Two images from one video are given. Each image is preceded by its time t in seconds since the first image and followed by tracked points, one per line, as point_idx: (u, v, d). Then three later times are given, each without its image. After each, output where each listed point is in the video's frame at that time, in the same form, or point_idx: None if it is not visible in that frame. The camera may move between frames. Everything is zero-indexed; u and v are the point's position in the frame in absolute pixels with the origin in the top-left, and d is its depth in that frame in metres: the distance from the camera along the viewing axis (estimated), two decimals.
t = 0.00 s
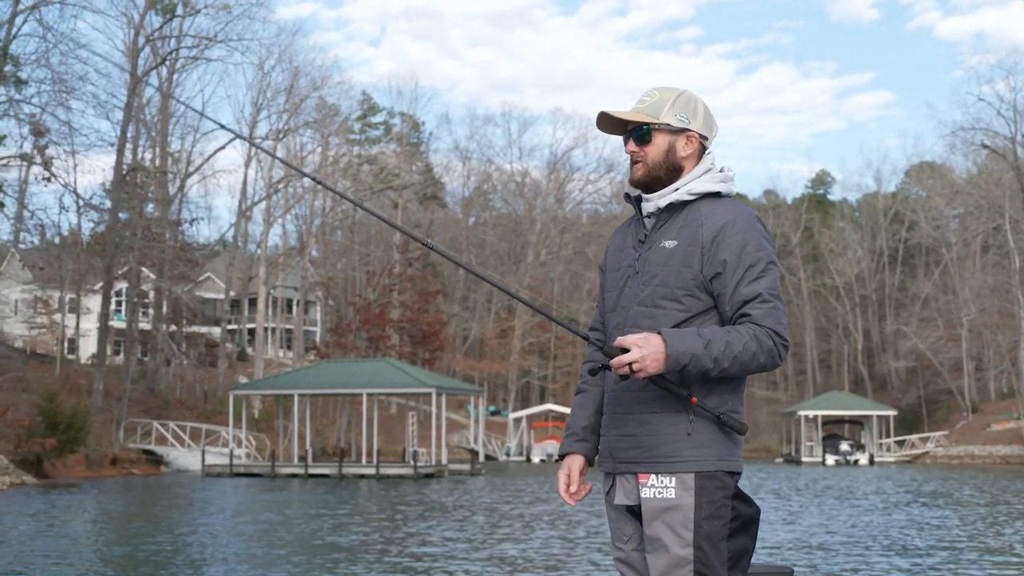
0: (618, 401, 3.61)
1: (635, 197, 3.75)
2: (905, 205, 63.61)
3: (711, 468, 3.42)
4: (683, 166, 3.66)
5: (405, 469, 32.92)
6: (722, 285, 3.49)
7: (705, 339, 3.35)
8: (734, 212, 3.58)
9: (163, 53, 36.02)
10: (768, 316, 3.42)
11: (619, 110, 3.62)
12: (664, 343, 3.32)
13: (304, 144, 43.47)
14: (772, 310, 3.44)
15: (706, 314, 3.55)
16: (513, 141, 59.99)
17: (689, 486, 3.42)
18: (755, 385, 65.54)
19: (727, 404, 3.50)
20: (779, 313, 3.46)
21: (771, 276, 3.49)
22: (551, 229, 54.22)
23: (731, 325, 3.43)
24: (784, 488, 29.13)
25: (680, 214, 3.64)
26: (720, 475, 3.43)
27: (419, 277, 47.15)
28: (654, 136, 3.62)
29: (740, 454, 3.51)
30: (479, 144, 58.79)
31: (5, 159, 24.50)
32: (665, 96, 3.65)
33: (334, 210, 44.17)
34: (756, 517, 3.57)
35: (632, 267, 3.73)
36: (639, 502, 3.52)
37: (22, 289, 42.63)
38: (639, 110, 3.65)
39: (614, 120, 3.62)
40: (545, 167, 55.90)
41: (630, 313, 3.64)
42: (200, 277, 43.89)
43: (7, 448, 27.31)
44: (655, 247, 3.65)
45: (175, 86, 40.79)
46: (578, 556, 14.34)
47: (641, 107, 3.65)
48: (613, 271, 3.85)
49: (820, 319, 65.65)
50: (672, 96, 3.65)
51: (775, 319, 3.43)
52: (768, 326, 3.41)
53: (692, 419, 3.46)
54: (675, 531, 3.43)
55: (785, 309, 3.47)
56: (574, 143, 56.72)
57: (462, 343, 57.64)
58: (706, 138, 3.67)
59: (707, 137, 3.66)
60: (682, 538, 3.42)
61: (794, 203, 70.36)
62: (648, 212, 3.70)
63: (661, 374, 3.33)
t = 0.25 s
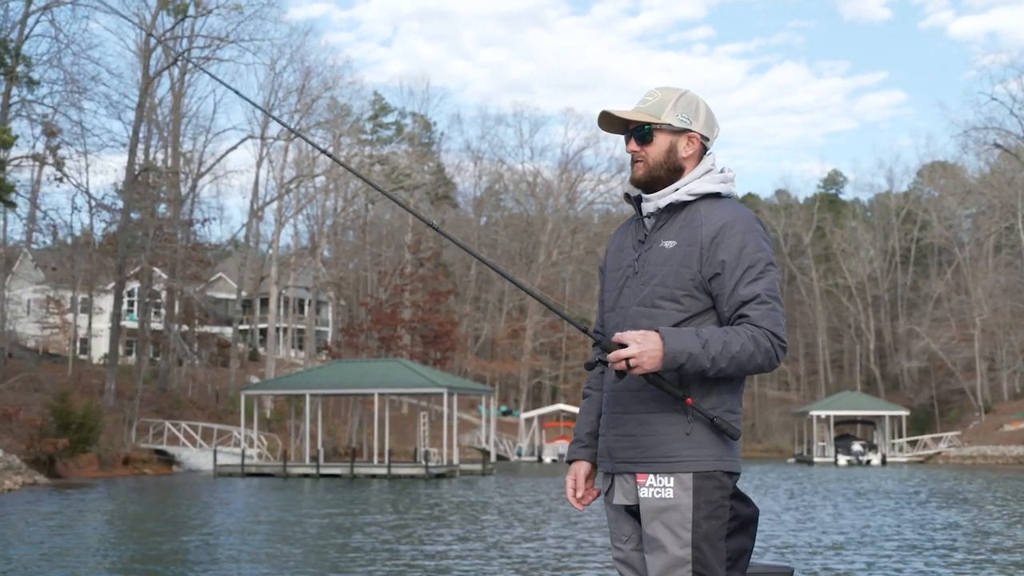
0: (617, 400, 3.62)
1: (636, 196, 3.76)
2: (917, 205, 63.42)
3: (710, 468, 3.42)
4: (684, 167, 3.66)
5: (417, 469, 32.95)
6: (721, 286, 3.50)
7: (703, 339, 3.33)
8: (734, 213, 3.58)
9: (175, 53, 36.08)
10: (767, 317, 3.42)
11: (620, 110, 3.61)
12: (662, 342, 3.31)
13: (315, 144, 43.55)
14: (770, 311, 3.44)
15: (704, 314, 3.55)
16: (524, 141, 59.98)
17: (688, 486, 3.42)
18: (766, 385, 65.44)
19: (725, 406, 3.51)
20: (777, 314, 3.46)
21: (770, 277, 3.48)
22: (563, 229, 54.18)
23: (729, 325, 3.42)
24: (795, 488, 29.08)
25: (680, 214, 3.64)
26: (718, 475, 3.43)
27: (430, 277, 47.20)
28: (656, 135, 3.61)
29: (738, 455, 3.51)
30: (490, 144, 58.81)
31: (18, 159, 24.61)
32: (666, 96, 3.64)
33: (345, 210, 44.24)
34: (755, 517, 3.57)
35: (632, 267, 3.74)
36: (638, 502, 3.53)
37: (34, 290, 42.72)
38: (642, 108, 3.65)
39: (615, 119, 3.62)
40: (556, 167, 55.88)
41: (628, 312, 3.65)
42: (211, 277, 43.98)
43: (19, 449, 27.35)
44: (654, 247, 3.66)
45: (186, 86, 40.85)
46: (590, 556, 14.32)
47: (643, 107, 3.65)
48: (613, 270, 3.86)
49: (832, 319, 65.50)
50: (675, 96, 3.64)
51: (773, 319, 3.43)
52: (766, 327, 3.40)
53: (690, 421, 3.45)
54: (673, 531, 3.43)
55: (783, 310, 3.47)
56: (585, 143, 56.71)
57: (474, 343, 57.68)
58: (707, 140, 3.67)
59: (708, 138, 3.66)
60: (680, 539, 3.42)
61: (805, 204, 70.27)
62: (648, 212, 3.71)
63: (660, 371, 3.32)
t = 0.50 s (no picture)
0: (617, 399, 3.61)
1: (637, 196, 3.74)
2: (930, 204, 63.22)
3: (709, 468, 3.40)
4: (684, 168, 3.64)
5: (429, 470, 32.95)
6: (721, 285, 3.47)
7: (702, 339, 3.32)
8: (733, 213, 3.55)
9: (186, 54, 36.14)
10: (766, 318, 3.40)
11: (621, 110, 3.60)
12: (661, 341, 3.30)
13: (327, 144, 43.58)
14: (769, 312, 3.42)
15: (704, 313, 3.53)
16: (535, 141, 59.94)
17: (688, 485, 3.40)
18: (778, 385, 65.30)
19: (725, 406, 3.49)
20: (777, 315, 3.44)
21: (769, 277, 3.47)
22: (574, 229, 54.12)
23: (728, 327, 3.41)
24: (808, 488, 29.00)
25: (680, 215, 3.61)
26: (719, 475, 3.41)
27: (442, 277, 47.19)
28: (656, 136, 3.60)
29: (738, 455, 3.49)
30: (502, 144, 58.77)
31: (30, 159, 24.68)
32: (667, 96, 3.62)
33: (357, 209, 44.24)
34: (755, 517, 3.54)
35: (632, 267, 3.72)
36: (638, 502, 3.52)
37: (47, 290, 42.82)
38: (642, 108, 3.63)
39: (617, 118, 3.61)
40: (567, 166, 55.84)
41: (629, 312, 3.63)
42: (223, 277, 44.03)
43: (32, 449, 27.38)
44: (654, 247, 3.64)
45: (198, 87, 40.93)
46: (601, 556, 14.30)
47: (644, 107, 3.63)
48: (613, 270, 3.84)
49: (844, 319, 65.34)
50: (676, 96, 3.62)
51: (773, 320, 3.41)
52: (764, 327, 3.39)
53: (689, 421, 3.43)
54: (673, 532, 3.42)
55: (783, 310, 3.45)
56: (597, 143, 56.63)
57: (486, 343, 57.68)
58: (708, 139, 3.65)
59: (708, 138, 3.64)
60: (680, 538, 3.40)
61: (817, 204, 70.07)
62: (648, 212, 3.69)
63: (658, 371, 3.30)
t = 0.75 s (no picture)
0: (617, 399, 3.55)
1: (637, 197, 3.67)
2: (941, 204, 62.99)
3: (710, 468, 3.34)
4: (684, 168, 3.57)
5: (440, 470, 32.90)
6: (721, 286, 3.41)
7: (702, 339, 3.26)
8: (734, 213, 3.49)
9: (198, 55, 36.17)
10: (766, 319, 3.34)
11: (622, 110, 3.53)
12: (662, 340, 3.24)
13: (338, 145, 43.59)
14: (770, 312, 3.36)
15: (704, 314, 3.47)
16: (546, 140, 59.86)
17: (688, 485, 3.34)
18: (790, 385, 65.10)
19: (725, 405, 3.42)
20: (777, 316, 3.38)
21: (770, 278, 3.40)
22: (586, 229, 54.02)
23: (728, 327, 3.35)
24: (819, 488, 28.89)
25: (680, 215, 3.55)
26: (719, 476, 3.35)
27: (453, 277, 47.14)
28: (657, 135, 3.53)
29: (739, 455, 3.42)
30: (513, 143, 58.69)
31: (43, 160, 24.72)
32: (668, 96, 3.55)
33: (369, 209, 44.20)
34: (756, 517, 3.48)
35: (632, 267, 3.65)
36: (638, 502, 3.46)
37: (59, 290, 42.89)
38: (644, 108, 3.56)
39: (617, 119, 3.54)
40: (579, 166, 55.75)
41: (629, 312, 3.56)
42: (234, 278, 44.06)
43: (44, 448, 27.40)
44: (655, 247, 3.56)
45: (209, 87, 40.99)
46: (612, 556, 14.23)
47: (646, 107, 3.56)
48: (613, 270, 3.77)
49: (855, 318, 65.15)
50: (677, 96, 3.56)
51: (773, 321, 3.35)
52: (765, 328, 3.32)
53: (691, 421, 3.37)
54: (674, 532, 3.36)
55: (783, 311, 3.39)
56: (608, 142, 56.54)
57: (497, 343, 57.65)
58: (708, 139, 3.59)
59: (710, 138, 3.57)
60: (681, 539, 3.34)
61: (829, 204, 69.84)
62: (648, 212, 3.62)
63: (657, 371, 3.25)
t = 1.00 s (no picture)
0: (618, 398, 3.50)
1: (638, 196, 3.62)
2: (953, 203, 62.78)
3: (710, 468, 3.29)
4: (686, 168, 3.53)
5: (451, 470, 32.83)
6: (722, 286, 3.36)
7: (702, 338, 3.22)
8: (735, 213, 3.44)
9: (209, 55, 36.19)
10: (767, 319, 3.29)
11: (624, 109, 3.49)
12: (662, 339, 3.20)
13: (349, 145, 43.58)
14: (772, 313, 3.31)
15: (705, 314, 3.42)
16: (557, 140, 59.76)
17: (689, 485, 3.30)
18: (801, 385, 64.92)
19: (725, 405, 3.37)
20: (778, 316, 3.33)
21: (771, 279, 3.35)
22: (596, 229, 53.92)
23: (729, 327, 3.30)
24: (831, 488, 28.78)
25: (682, 215, 3.49)
26: (719, 475, 3.30)
27: (464, 276, 47.08)
28: (659, 135, 3.48)
29: (740, 455, 3.38)
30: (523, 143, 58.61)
31: (54, 161, 24.77)
32: (670, 96, 3.51)
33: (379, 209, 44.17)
34: (756, 517, 3.44)
35: (633, 267, 3.60)
36: (639, 502, 3.40)
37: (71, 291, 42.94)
38: (645, 107, 3.52)
39: (619, 118, 3.50)
40: (590, 166, 55.64)
41: (630, 312, 3.52)
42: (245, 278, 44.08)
43: (56, 449, 27.46)
44: (656, 247, 3.52)
45: (220, 87, 41.05)
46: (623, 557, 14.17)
47: (647, 105, 3.51)
48: (613, 270, 3.72)
49: (867, 318, 64.92)
50: (679, 95, 3.51)
51: (774, 321, 3.30)
52: (766, 328, 3.27)
53: (691, 422, 3.32)
54: (675, 531, 3.31)
55: (785, 312, 3.34)
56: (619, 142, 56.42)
57: (508, 343, 57.61)
58: (710, 139, 3.54)
59: (711, 139, 3.53)
60: (682, 538, 3.30)
61: (841, 203, 69.62)
62: (649, 211, 3.57)
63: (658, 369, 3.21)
